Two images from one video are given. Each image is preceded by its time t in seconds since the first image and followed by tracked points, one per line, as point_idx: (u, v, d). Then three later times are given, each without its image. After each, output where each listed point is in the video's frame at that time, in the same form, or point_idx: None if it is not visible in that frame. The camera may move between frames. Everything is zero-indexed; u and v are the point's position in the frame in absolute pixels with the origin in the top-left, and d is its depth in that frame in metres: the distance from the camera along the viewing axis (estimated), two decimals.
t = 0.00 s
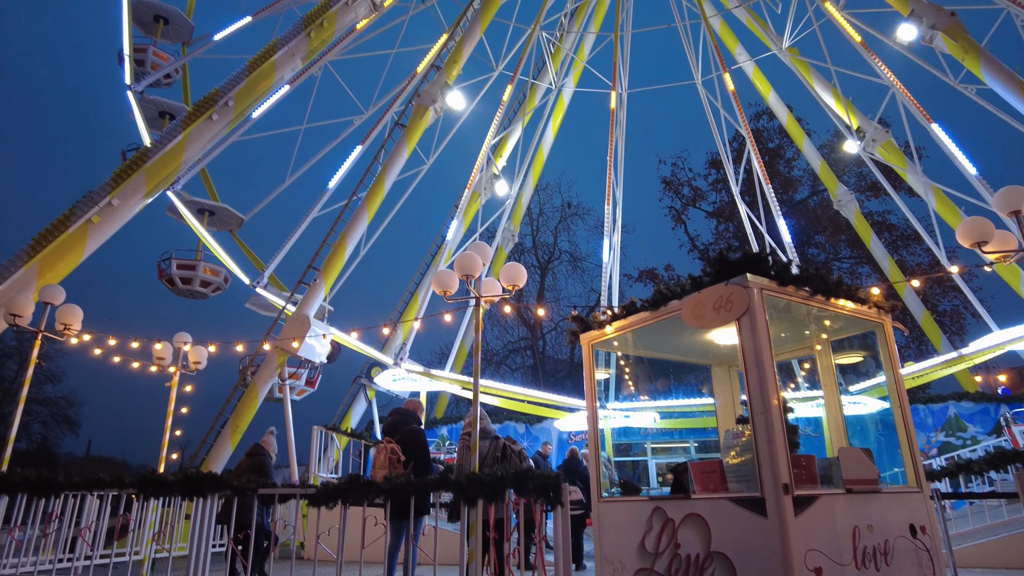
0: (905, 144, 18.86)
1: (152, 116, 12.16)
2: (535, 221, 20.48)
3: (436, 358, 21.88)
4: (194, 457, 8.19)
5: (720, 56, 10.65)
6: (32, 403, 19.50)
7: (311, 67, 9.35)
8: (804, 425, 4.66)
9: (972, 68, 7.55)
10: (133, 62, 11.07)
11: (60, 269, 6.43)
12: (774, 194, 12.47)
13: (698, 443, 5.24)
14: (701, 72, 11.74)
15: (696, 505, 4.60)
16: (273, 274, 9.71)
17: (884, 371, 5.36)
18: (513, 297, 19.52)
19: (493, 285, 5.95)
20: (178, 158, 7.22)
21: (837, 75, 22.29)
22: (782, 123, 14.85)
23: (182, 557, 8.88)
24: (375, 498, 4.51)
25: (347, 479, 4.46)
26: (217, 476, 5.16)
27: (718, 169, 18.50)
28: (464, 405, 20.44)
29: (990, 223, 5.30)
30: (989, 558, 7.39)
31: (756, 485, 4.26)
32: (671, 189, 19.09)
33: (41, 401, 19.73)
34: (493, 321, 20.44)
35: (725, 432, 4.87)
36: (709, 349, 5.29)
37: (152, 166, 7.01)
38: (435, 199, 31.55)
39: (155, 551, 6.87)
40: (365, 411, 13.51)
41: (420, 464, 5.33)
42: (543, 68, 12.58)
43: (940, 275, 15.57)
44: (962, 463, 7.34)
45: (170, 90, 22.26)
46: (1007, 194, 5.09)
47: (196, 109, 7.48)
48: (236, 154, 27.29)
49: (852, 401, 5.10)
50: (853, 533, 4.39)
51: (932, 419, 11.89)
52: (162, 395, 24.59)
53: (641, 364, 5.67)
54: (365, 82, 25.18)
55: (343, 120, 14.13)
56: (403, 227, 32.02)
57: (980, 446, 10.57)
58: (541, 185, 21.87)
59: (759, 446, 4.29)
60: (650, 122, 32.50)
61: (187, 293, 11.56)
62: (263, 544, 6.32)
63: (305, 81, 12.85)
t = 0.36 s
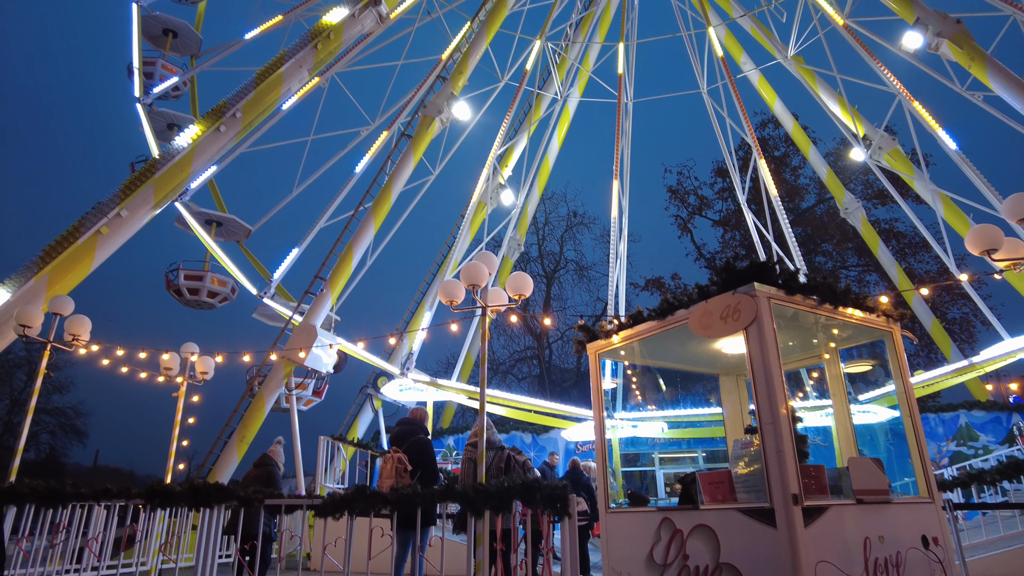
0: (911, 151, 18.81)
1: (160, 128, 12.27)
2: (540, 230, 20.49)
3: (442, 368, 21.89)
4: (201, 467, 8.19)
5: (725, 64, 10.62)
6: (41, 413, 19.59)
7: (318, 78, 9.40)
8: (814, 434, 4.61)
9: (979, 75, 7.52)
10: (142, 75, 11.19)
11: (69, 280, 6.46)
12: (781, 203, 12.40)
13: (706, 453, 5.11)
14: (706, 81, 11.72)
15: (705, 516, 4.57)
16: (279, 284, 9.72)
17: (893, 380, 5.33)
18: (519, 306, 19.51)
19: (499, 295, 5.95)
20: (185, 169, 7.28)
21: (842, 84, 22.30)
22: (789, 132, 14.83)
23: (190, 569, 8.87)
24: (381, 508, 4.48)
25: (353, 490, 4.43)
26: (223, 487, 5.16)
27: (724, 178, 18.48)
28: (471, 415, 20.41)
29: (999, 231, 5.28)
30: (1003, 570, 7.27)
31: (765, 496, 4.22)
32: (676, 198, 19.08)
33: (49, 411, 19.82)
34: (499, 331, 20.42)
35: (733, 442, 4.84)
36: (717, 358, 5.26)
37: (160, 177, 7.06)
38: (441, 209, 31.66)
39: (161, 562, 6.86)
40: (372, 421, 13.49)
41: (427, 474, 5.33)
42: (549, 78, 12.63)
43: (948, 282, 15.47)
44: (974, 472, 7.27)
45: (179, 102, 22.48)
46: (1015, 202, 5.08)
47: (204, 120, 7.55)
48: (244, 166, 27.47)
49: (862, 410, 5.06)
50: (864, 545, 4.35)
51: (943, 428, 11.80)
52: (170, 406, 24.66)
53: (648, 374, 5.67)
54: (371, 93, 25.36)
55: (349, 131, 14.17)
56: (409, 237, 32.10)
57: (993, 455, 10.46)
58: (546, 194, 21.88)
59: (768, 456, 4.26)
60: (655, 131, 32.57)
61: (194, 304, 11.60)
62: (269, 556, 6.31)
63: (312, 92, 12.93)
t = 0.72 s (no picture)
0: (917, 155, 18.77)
1: (168, 136, 12.35)
2: (546, 235, 20.50)
3: (448, 373, 21.88)
4: (207, 474, 8.20)
5: (730, 69, 10.61)
6: (49, 419, 19.66)
7: (323, 85, 9.44)
8: (822, 439, 4.59)
9: (986, 79, 7.50)
10: (150, 83, 11.29)
11: (78, 287, 6.51)
12: (787, 207, 12.37)
13: (715, 458, 5.04)
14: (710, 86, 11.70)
15: (713, 521, 4.55)
16: (286, 290, 9.74)
17: (903, 384, 5.28)
18: (525, 311, 19.52)
19: (505, 300, 5.94)
20: (193, 176, 7.34)
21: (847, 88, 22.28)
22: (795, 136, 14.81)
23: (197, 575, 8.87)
24: (388, 514, 4.47)
25: (360, 496, 4.44)
26: (230, 493, 5.16)
27: (729, 183, 18.48)
28: (477, 421, 20.38)
29: (1008, 234, 5.25)
30: None
31: (774, 501, 4.20)
32: (682, 203, 19.06)
33: (58, 417, 19.89)
34: (505, 336, 20.42)
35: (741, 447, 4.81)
36: (724, 363, 5.24)
37: (167, 185, 7.12)
38: (447, 215, 31.73)
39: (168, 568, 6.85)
40: (378, 427, 13.49)
41: (433, 480, 5.31)
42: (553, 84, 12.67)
43: (957, 286, 15.39)
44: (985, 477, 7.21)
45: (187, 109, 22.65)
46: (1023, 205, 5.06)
47: (211, 127, 7.62)
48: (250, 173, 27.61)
49: (870, 415, 5.03)
50: (874, 551, 4.31)
51: (953, 433, 11.75)
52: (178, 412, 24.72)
53: (654, 378, 5.60)
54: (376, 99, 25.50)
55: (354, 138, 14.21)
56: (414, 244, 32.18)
57: (1004, 460, 10.36)
58: (552, 200, 21.88)
59: (776, 461, 4.24)
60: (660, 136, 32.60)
61: (202, 310, 11.63)
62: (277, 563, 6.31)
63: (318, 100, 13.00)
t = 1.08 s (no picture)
0: (931, 154, 18.59)
1: (181, 141, 12.50)
2: (556, 238, 20.48)
3: (459, 376, 21.90)
4: (221, 477, 8.26)
5: (740, 69, 10.53)
6: (65, 424, 19.86)
7: (334, 91, 9.50)
8: (837, 441, 4.55)
9: (1003, 75, 7.39)
10: (163, 90, 11.42)
11: (93, 293, 6.58)
12: (799, 208, 12.28)
13: (728, 462, 5.03)
14: (721, 87, 11.60)
15: (727, 525, 4.53)
16: (299, 294, 9.80)
17: (918, 386, 5.24)
18: (536, 314, 19.52)
19: (516, 304, 5.95)
20: (206, 182, 7.43)
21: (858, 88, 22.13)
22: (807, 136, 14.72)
23: None
24: (401, 518, 4.47)
25: (374, 499, 4.45)
26: (244, 497, 5.21)
27: (741, 184, 18.38)
28: (489, 424, 20.37)
29: None
30: None
31: (788, 504, 4.17)
32: (693, 205, 18.96)
33: (73, 422, 20.09)
34: (516, 339, 20.44)
35: (755, 449, 4.79)
36: (737, 365, 5.21)
37: (180, 191, 7.20)
38: (457, 218, 31.78)
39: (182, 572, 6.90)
40: (390, 430, 13.53)
41: (446, 483, 5.35)
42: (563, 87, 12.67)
43: (973, 286, 15.22)
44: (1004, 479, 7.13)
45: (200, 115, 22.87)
46: None
47: (224, 134, 7.70)
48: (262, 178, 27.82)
49: (885, 417, 4.99)
50: (891, 555, 4.27)
51: (970, 435, 11.60)
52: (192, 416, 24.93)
53: (667, 381, 5.59)
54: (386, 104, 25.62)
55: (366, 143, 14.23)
56: (426, 247, 32.29)
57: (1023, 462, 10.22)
58: (562, 202, 21.86)
59: (790, 464, 4.21)
60: (670, 137, 32.51)
61: (215, 314, 11.72)
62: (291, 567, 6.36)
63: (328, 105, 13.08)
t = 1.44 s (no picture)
0: (948, 150, 18.37)
1: (195, 147, 12.68)
2: (568, 240, 20.48)
3: (473, 378, 21.95)
4: (237, 479, 8.30)
5: (752, 67, 10.44)
6: (84, 427, 20.19)
7: (346, 95, 9.53)
8: (855, 442, 4.50)
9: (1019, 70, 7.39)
10: (177, 96, 11.58)
11: (111, 298, 6.68)
12: (814, 207, 12.15)
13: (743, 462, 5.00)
14: (733, 86, 11.51)
15: (743, 526, 4.50)
16: (313, 297, 9.85)
17: (937, 386, 5.17)
18: (548, 315, 19.53)
19: (529, 305, 5.95)
20: (220, 187, 7.51)
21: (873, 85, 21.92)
22: (819, 134, 14.62)
23: None
24: (416, 520, 4.47)
25: (389, 501, 4.45)
26: (260, 499, 5.23)
27: (754, 183, 18.28)
28: (503, 425, 20.38)
29: None
30: None
31: (805, 505, 4.14)
32: (706, 204, 18.86)
33: (92, 425, 20.42)
34: (529, 341, 20.45)
35: (771, 451, 4.74)
36: (753, 365, 5.17)
37: (195, 196, 7.29)
38: (469, 220, 31.83)
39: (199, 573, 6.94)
40: (405, 432, 13.57)
41: (461, 485, 5.35)
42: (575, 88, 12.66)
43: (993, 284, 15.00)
44: None
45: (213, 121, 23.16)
46: None
47: (238, 139, 7.78)
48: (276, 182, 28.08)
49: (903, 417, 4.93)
50: (911, 557, 4.22)
51: (991, 435, 11.45)
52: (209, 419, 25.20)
53: (681, 382, 5.55)
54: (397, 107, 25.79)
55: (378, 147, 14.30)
56: (439, 249, 32.40)
57: None
58: (574, 203, 21.88)
59: (807, 464, 4.18)
60: (682, 137, 32.39)
61: (231, 318, 11.82)
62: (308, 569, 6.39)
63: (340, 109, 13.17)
